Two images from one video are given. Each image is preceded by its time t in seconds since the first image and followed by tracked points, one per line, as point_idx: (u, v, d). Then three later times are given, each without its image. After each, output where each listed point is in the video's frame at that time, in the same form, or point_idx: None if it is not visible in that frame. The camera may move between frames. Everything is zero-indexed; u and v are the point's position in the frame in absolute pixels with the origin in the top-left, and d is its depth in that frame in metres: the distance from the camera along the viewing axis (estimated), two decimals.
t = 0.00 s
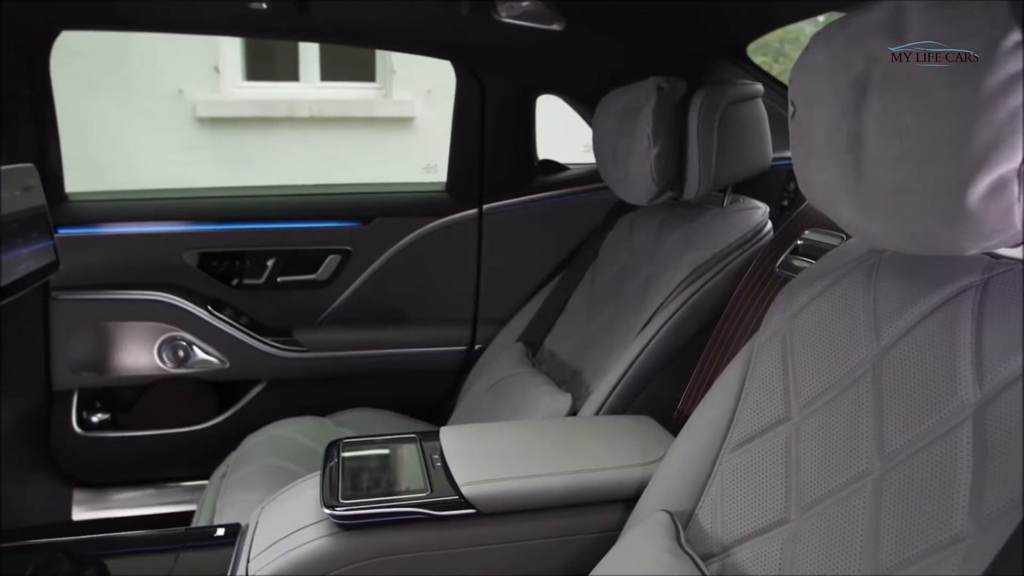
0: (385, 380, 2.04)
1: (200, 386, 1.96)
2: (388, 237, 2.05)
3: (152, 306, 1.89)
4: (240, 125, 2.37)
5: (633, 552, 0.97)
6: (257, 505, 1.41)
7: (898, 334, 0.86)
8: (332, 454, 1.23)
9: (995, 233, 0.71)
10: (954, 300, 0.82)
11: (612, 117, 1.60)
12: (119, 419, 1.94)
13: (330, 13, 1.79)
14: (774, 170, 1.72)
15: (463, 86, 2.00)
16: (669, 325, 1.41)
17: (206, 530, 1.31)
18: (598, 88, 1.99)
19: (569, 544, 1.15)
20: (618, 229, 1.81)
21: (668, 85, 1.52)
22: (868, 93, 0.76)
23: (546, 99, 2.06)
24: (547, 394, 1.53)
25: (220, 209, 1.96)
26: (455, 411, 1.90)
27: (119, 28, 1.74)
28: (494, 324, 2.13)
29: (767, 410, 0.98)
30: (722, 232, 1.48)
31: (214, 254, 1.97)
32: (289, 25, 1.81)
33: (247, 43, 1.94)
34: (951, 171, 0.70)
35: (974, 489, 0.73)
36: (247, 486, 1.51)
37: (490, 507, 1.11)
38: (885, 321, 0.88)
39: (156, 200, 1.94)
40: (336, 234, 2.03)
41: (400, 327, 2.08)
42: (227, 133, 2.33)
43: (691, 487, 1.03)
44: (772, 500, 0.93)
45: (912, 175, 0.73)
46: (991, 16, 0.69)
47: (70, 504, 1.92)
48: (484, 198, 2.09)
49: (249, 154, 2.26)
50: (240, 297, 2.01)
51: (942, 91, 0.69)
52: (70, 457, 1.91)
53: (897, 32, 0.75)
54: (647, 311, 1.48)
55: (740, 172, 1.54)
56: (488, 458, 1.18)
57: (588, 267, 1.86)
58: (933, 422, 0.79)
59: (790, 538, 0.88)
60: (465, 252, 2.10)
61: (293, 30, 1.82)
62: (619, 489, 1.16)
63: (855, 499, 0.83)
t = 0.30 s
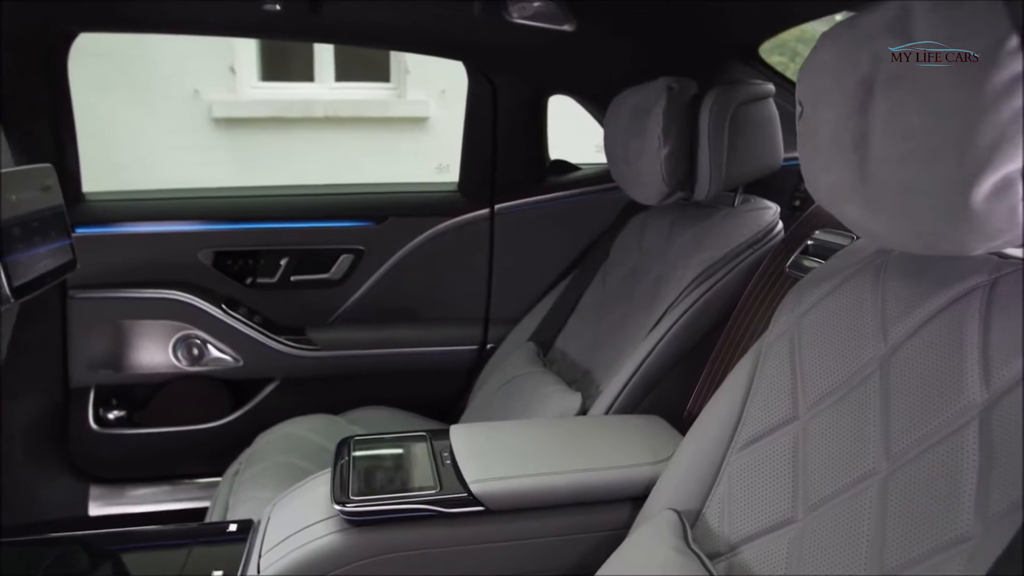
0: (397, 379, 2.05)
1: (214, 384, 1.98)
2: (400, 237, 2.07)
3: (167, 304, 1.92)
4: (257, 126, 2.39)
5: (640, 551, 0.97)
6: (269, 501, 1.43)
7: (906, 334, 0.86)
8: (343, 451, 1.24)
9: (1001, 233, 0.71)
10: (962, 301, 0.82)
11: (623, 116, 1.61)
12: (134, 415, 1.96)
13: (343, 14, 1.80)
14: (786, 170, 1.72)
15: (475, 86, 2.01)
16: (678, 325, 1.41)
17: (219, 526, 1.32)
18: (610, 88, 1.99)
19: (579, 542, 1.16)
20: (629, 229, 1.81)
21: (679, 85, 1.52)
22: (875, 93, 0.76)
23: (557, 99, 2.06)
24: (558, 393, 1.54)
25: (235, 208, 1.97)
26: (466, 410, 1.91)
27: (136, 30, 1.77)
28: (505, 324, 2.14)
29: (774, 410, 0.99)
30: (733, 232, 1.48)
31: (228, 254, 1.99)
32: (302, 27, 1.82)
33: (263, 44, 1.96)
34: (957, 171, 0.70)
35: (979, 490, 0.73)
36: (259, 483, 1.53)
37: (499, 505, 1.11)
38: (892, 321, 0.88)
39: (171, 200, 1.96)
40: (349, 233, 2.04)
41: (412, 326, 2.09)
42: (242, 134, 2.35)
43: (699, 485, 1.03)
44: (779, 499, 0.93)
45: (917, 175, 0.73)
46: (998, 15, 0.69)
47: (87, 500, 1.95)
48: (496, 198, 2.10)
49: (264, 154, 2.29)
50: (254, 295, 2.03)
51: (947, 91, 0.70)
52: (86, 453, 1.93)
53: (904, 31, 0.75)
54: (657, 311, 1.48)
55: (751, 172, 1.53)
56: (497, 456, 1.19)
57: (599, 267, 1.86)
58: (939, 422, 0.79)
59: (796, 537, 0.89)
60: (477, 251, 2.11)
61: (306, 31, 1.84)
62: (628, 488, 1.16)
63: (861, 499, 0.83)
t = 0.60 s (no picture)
0: (409, 378, 2.06)
1: (227, 382, 1.99)
2: (412, 236, 2.08)
3: (181, 302, 1.94)
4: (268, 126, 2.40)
5: (647, 550, 0.98)
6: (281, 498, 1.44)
7: (913, 334, 0.86)
8: (354, 448, 1.25)
9: (1005, 233, 0.70)
10: (969, 301, 0.81)
11: (634, 117, 1.61)
12: (148, 413, 1.97)
13: (355, 16, 1.82)
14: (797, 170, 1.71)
15: (486, 87, 2.01)
16: (687, 325, 1.41)
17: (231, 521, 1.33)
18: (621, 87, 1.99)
19: (587, 540, 1.16)
20: (640, 229, 1.81)
21: (689, 86, 1.52)
22: (881, 94, 0.76)
23: (568, 99, 2.06)
24: (567, 393, 1.54)
25: (248, 208, 1.99)
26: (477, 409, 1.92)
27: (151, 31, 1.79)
28: (516, 323, 2.14)
29: (782, 410, 0.99)
30: (743, 232, 1.48)
31: (242, 253, 2.01)
32: (315, 28, 1.84)
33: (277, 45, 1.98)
34: (961, 171, 0.70)
35: (986, 490, 0.73)
36: (271, 480, 1.55)
37: (507, 502, 1.12)
38: (900, 321, 0.88)
39: (186, 200, 1.98)
40: (361, 233, 2.05)
41: (423, 325, 2.10)
42: (255, 134, 2.36)
43: (706, 485, 1.03)
44: (785, 499, 0.93)
45: (922, 175, 0.73)
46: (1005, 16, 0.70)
47: (102, 496, 1.97)
48: (507, 198, 2.10)
49: (277, 154, 2.31)
50: (267, 294, 2.05)
51: (951, 91, 0.70)
52: (102, 450, 1.96)
53: (911, 31, 0.76)
54: (667, 311, 1.48)
55: (762, 172, 1.53)
56: (506, 455, 1.20)
57: (610, 267, 1.87)
58: (946, 422, 0.79)
59: (803, 536, 0.89)
60: (488, 251, 2.11)
61: (319, 32, 1.86)
62: (636, 488, 1.16)
63: (868, 499, 0.84)
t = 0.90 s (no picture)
0: (423, 376, 2.08)
1: (243, 379, 2.02)
2: (426, 236, 2.09)
3: (197, 301, 1.96)
4: (281, 126, 2.41)
5: (655, 548, 0.98)
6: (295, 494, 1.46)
7: (923, 335, 0.86)
8: (367, 445, 1.27)
9: (1013, 233, 0.71)
10: (979, 301, 0.81)
11: (647, 117, 1.61)
12: (166, 411, 2.01)
13: (369, 17, 1.84)
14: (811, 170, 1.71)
15: (499, 87, 2.02)
16: (699, 324, 1.42)
17: (244, 518, 1.35)
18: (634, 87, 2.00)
19: (597, 538, 1.17)
20: (653, 229, 1.82)
21: (701, 86, 1.52)
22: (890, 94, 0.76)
23: (582, 99, 2.07)
24: (579, 392, 1.55)
25: (264, 208, 2.01)
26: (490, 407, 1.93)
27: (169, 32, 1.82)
28: (530, 323, 2.15)
29: (791, 410, 0.99)
30: (756, 232, 1.48)
31: (258, 252, 2.04)
32: (330, 29, 1.86)
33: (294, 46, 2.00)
34: (969, 171, 0.70)
35: (993, 490, 0.73)
36: (286, 477, 1.56)
37: (517, 499, 1.13)
38: (910, 322, 0.88)
39: (204, 200, 2.01)
40: (375, 232, 2.07)
41: (436, 324, 2.11)
42: (272, 134, 2.37)
43: (716, 484, 1.04)
44: (794, 498, 0.93)
45: (931, 175, 0.73)
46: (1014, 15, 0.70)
47: (121, 491, 2.00)
48: (520, 197, 2.11)
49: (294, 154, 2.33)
50: (283, 293, 2.07)
51: (959, 91, 0.70)
52: (120, 446, 1.99)
53: (919, 31, 0.76)
54: (679, 310, 1.49)
55: (775, 172, 1.53)
56: (517, 452, 1.21)
57: (623, 267, 1.87)
58: (954, 423, 0.79)
59: (811, 535, 0.89)
60: (501, 251, 2.12)
61: (334, 34, 1.87)
62: (646, 486, 1.17)
63: (876, 499, 0.84)
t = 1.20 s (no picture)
0: (436, 375, 2.09)
1: (258, 377, 2.04)
2: (439, 236, 2.11)
3: (213, 299, 1.99)
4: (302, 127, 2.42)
5: (665, 547, 0.99)
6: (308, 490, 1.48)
7: (933, 335, 0.86)
8: (379, 443, 1.28)
9: (1020, 233, 0.71)
10: (989, 301, 0.81)
11: (659, 117, 1.61)
12: (182, 407, 2.03)
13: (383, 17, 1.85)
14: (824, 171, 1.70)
15: (512, 88, 2.03)
16: (711, 324, 1.42)
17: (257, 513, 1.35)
18: (647, 87, 2.00)
19: (607, 536, 1.17)
20: (665, 229, 1.82)
21: (713, 86, 1.52)
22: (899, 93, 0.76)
23: (595, 99, 2.08)
24: (591, 391, 1.56)
25: (280, 207, 2.04)
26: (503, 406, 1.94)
27: (189, 33, 1.85)
28: (542, 322, 2.15)
29: (801, 410, 0.99)
30: (768, 232, 1.48)
31: (274, 251, 2.06)
32: (345, 30, 1.88)
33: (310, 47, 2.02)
34: (977, 171, 0.70)
35: (1002, 491, 0.73)
36: (299, 473, 1.58)
37: (528, 497, 1.14)
38: (920, 321, 0.88)
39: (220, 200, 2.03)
40: (389, 231, 2.08)
41: (449, 323, 2.12)
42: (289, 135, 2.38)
43: (725, 483, 1.04)
44: (803, 497, 0.94)
45: (940, 175, 0.73)
46: None
47: (137, 487, 2.03)
48: (533, 197, 2.12)
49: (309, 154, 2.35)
50: (298, 292, 2.09)
51: (968, 91, 0.70)
52: (137, 442, 2.01)
53: (930, 31, 0.76)
54: (690, 310, 1.49)
55: (787, 172, 1.53)
56: (527, 451, 1.21)
57: (635, 266, 1.87)
58: (963, 423, 0.79)
59: (820, 535, 0.89)
60: (514, 251, 2.13)
61: (348, 35, 1.89)
62: (656, 485, 1.17)
63: (885, 499, 0.84)
